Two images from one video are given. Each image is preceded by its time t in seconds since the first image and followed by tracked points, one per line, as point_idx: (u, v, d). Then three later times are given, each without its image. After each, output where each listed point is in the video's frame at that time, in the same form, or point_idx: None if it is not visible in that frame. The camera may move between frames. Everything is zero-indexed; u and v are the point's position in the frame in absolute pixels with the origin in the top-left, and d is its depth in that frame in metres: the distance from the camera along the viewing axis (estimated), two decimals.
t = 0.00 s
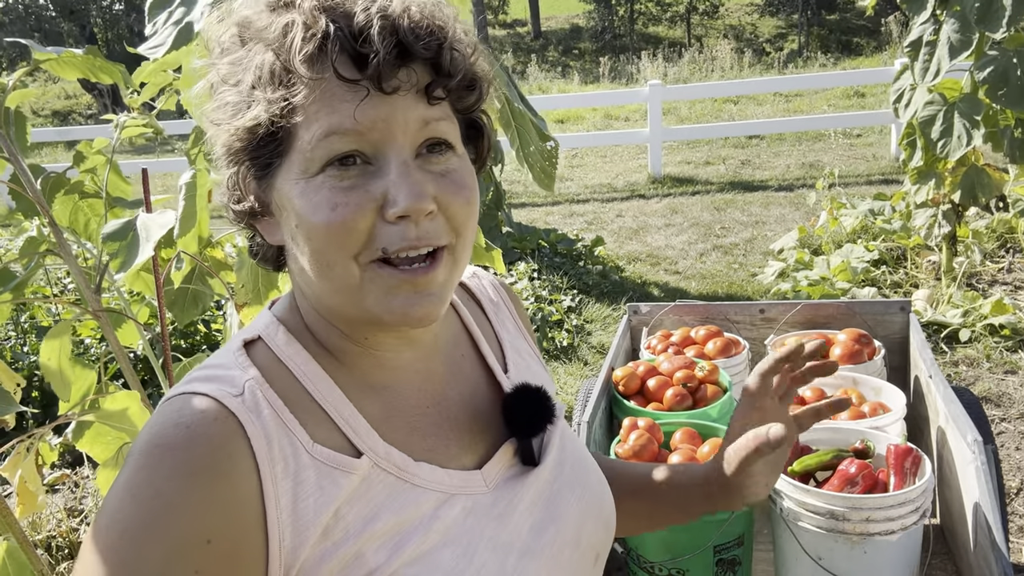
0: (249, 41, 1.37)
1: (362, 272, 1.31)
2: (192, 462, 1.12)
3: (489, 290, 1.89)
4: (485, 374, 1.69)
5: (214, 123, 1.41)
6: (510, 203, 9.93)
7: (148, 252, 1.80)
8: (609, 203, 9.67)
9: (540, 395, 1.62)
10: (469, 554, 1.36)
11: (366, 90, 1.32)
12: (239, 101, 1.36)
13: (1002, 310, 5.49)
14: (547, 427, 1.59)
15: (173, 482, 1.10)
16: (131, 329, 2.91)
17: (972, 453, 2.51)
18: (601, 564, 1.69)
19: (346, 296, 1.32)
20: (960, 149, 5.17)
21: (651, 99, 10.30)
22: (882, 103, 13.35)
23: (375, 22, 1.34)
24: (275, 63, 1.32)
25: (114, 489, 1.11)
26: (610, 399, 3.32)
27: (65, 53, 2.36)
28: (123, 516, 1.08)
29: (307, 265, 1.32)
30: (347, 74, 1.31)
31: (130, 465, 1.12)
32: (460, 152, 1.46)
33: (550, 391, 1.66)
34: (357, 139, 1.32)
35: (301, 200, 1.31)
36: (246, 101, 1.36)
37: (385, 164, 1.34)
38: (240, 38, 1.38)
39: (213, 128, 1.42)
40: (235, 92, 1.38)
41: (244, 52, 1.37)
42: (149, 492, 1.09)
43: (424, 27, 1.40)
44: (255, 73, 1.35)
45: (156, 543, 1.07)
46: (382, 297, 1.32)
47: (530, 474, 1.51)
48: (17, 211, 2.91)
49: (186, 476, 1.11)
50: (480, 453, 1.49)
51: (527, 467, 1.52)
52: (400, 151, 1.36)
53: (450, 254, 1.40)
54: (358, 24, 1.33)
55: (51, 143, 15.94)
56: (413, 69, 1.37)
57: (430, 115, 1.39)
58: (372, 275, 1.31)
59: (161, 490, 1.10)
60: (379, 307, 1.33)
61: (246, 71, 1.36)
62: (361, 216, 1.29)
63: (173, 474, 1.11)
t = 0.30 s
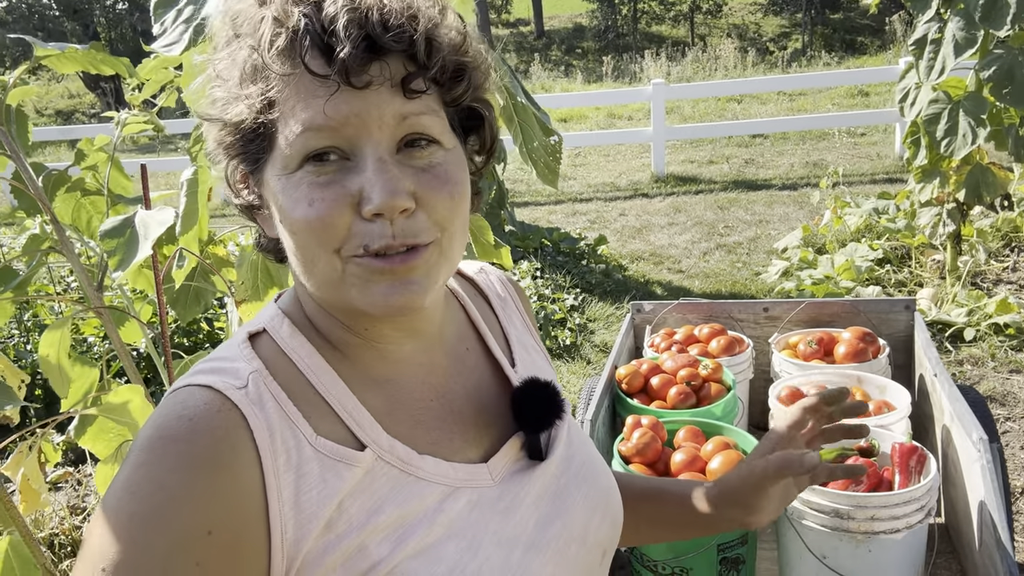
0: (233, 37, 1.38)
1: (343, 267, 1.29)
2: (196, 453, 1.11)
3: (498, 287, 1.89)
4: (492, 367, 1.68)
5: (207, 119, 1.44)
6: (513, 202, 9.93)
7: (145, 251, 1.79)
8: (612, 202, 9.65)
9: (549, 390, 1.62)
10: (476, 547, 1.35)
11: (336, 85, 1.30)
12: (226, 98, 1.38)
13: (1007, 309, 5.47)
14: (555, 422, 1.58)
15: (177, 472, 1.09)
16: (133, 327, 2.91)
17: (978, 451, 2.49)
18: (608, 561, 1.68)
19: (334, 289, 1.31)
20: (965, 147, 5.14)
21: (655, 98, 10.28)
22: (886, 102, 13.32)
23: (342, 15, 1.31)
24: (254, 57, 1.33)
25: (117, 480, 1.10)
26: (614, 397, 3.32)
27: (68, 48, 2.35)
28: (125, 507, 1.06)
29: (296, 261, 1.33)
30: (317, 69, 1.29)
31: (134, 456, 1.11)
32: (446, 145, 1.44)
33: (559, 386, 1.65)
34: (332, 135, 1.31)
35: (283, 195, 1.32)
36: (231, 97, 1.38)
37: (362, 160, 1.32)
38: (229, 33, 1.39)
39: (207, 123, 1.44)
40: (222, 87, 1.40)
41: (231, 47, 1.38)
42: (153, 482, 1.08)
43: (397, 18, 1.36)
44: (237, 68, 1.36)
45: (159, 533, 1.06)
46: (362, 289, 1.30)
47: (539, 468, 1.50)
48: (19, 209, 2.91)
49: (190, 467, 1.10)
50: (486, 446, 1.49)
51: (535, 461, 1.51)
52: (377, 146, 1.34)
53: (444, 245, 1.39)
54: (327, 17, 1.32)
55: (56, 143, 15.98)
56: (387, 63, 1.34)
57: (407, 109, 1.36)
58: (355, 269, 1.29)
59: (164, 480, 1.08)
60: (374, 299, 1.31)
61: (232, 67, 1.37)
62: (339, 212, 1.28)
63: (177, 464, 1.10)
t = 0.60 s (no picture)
0: (247, 33, 1.38)
1: (354, 263, 1.30)
2: (205, 449, 1.11)
3: (504, 287, 1.89)
4: (497, 366, 1.68)
5: (218, 116, 1.44)
6: (516, 203, 9.93)
7: (166, 250, 1.77)
8: (615, 203, 9.65)
9: (555, 390, 1.62)
10: (481, 545, 1.35)
11: (352, 78, 1.30)
12: (239, 94, 1.38)
13: (1011, 311, 5.46)
14: (560, 421, 1.58)
15: (186, 468, 1.09)
16: (140, 325, 2.92)
17: (984, 454, 2.49)
18: (613, 559, 1.68)
19: (341, 286, 1.32)
20: (970, 150, 5.14)
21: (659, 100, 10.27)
22: (890, 104, 13.32)
23: (359, 9, 1.32)
24: (268, 53, 1.33)
25: (128, 475, 1.10)
26: (618, 398, 3.33)
27: (74, 48, 2.35)
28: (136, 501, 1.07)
29: (307, 257, 1.33)
30: (333, 63, 1.30)
31: (144, 451, 1.11)
32: (458, 141, 1.44)
33: (564, 385, 1.65)
34: (346, 129, 1.31)
35: (296, 190, 1.32)
36: (243, 93, 1.38)
37: (376, 153, 1.33)
38: (243, 29, 1.39)
39: (218, 121, 1.44)
40: (234, 84, 1.40)
41: (244, 43, 1.38)
42: (163, 478, 1.08)
43: (411, 14, 1.37)
44: (250, 65, 1.36)
45: (169, 528, 1.06)
46: (373, 284, 1.30)
47: (543, 467, 1.50)
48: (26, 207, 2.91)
49: (198, 463, 1.10)
50: (492, 445, 1.49)
51: (539, 460, 1.51)
52: (391, 140, 1.34)
53: (453, 244, 1.39)
54: (343, 12, 1.33)
55: (60, 143, 16.02)
56: (402, 57, 1.35)
57: (421, 105, 1.37)
58: (367, 265, 1.29)
59: (174, 476, 1.09)
60: (379, 298, 1.31)
61: (245, 64, 1.37)
62: (353, 206, 1.29)
63: (186, 461, 1.10)
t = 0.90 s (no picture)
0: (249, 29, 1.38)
1: (357, 256, 1.29)
2: (207, 446, 1.11)
3: (506, 283, 1.89)
4: (500, 362, 1.68)
5: (222, 111, 1.44)
6: (520, 204, 9.93)
7: (176, 242, 1.76)
8: (618, 205, 9.64)
9: (558, 388, 1.62)
10: (483, 541, 1.34)
11: (353, 73, 1.30)
12: (241, 90, 1.38)
13: (1016, 315, 5.45)
14: (561, 417, 1.57)
15: (189, 465, 1.10)
16: (146, 323, 2.92)
17: (990, 456, 2.48)
18: (617, 557, 1.68)
19: (344, 281, 1.31)
20: (975, 153, 5.13)
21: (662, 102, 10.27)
22: (894, 108, 13.31)
23: (361, 5, 1.33)
24: (271, 48, 1.33)
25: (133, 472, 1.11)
26: (624, 398, 3.32)
27: (84, 47, 2.35)
28: (140, 498, 1.08)
29: (309, 251, 1.33)
30: (334, 57, 1.30)
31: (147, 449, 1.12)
32: (459, 139, 1.44)
33: (566, 381, 1.65)
34: (349, 126, 1.31)
35: (298, 184, 1.32)
36: (247, 88, 1.38)
37: (377, 149, 1.32)
38: (248, 25, 1.40)
39: (222, 115, 1.45)
40: (236, 80, 1.40)
41: (247, 39, 1.38)
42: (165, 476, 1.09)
43: (413, 10, 1.38)
44: (252, 60, 1.37)
45: (171, 525, 1.07)
46: (377, 278, 1.29)
47: (544, 464, 1.49)
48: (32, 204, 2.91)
49: (199, 460, 1.10)
50: (494, 441, 1.48)
51: (542, 457, 1.50)
52: (392, 136, 1.34)
53: (455, 238, 1.39)
54: (345, 8, 1.33)
55: (65, 142, 16.06)
56: (403, 53, 1.34)
57: (422, 102, 1.36)
58: (370, 258, 1.28)
59: (174, 473, 1.09)
60: (380, 293, 1.31)
61: (247, 59, 1.37)
62: (353, 200, 1.28)
63: (188, 458, 1.10)
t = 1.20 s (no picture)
0: (241, 36, 1.37)
1: (356, 264, 1.28)
2: (206, 456, 1.10)
3: (507, 288, 1.87)
4: (501, 368, 1.67)
5: (216, 119, 1.43)
6: (522, 206, 9.91)
7: (181, 248, 1.74)
8: (621, 207, 9.63)
9: (560, 391, 1.60)
10: (485, 549, 1.34)
11: (348, 81, 1.29)
12: (234, 97, 1.38)
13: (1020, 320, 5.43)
14: (565, 423, 1.56)
15: (188, 476, 1.08)
16: (148, 324, 2.91)
17: (998, 462, 2.47)
18: (621, 563, 1.67)
19: (342, 289, 1.31)
20: (979, 157, 5.11)
21: (665, 104, 10.25)
22: (897, 111, 13.29)
23: (353, 11, 1.31)
24: (263, 55, 1.32)
25: (132, 483, 1.09)
26: (628, 403, 3.31)
27: (90, 47, 2.34)
28: (139, 509, 1.06)
29: (307, 260, 1.32)
30: (329, 66, 1.29)
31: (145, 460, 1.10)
32: (457, 142, 1.43)
33: (569, 386, 1.63)
34: (344, 132, 1.30)
35: (294, 192, 1.31)
36: (241, 96, 1.37)
37: (375, 156, 1.31)
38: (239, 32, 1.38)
39: (216, 120, 1.44)
40: (231, 87, 1.39)
41: (240, 46, 1.36)
42: (164, 488, 1.07)
43: (407, 13, 1.35)
44: (245, 67, 1.36)
45: (169, 538, 1.05)
46: (378, 286, 1.29)
47: (547, 470, 1.48)
48: (34, 205, 2.91)
49: (198, 472, 1.09)
50: (496, 448, 1.47)
51: (545, 463, 1.49)
52: (389, 143, 1.33)
53: (456, 244, 1.38)
54: (337, 14, 1.31)
55: (67, 141, 16.08)
56: (398, 58, 1.33)
57: (419, 107, 1.35)
58: (368, 266, 1.28)
59: (173, 485, 1.07)
60: (379, 301, 1.31)
61: (241, 64, 1.36)
62: (352, 209, 1.28)
63: (187, 469, 1.08)
